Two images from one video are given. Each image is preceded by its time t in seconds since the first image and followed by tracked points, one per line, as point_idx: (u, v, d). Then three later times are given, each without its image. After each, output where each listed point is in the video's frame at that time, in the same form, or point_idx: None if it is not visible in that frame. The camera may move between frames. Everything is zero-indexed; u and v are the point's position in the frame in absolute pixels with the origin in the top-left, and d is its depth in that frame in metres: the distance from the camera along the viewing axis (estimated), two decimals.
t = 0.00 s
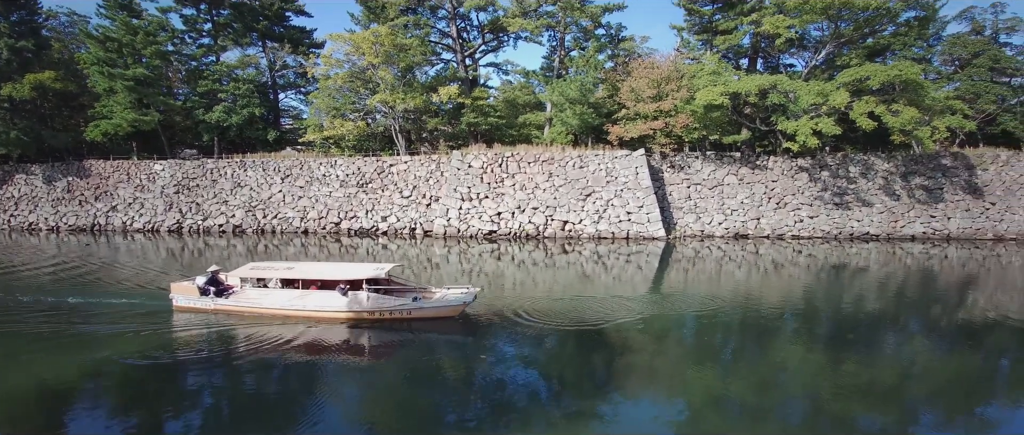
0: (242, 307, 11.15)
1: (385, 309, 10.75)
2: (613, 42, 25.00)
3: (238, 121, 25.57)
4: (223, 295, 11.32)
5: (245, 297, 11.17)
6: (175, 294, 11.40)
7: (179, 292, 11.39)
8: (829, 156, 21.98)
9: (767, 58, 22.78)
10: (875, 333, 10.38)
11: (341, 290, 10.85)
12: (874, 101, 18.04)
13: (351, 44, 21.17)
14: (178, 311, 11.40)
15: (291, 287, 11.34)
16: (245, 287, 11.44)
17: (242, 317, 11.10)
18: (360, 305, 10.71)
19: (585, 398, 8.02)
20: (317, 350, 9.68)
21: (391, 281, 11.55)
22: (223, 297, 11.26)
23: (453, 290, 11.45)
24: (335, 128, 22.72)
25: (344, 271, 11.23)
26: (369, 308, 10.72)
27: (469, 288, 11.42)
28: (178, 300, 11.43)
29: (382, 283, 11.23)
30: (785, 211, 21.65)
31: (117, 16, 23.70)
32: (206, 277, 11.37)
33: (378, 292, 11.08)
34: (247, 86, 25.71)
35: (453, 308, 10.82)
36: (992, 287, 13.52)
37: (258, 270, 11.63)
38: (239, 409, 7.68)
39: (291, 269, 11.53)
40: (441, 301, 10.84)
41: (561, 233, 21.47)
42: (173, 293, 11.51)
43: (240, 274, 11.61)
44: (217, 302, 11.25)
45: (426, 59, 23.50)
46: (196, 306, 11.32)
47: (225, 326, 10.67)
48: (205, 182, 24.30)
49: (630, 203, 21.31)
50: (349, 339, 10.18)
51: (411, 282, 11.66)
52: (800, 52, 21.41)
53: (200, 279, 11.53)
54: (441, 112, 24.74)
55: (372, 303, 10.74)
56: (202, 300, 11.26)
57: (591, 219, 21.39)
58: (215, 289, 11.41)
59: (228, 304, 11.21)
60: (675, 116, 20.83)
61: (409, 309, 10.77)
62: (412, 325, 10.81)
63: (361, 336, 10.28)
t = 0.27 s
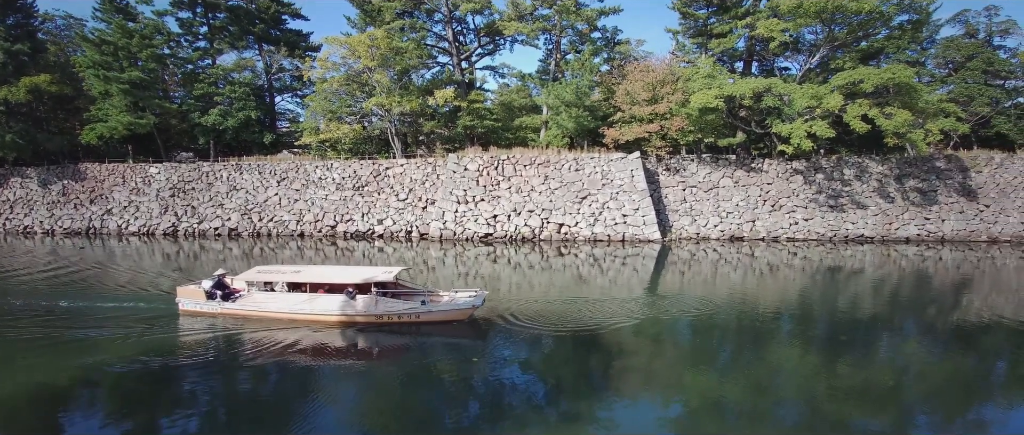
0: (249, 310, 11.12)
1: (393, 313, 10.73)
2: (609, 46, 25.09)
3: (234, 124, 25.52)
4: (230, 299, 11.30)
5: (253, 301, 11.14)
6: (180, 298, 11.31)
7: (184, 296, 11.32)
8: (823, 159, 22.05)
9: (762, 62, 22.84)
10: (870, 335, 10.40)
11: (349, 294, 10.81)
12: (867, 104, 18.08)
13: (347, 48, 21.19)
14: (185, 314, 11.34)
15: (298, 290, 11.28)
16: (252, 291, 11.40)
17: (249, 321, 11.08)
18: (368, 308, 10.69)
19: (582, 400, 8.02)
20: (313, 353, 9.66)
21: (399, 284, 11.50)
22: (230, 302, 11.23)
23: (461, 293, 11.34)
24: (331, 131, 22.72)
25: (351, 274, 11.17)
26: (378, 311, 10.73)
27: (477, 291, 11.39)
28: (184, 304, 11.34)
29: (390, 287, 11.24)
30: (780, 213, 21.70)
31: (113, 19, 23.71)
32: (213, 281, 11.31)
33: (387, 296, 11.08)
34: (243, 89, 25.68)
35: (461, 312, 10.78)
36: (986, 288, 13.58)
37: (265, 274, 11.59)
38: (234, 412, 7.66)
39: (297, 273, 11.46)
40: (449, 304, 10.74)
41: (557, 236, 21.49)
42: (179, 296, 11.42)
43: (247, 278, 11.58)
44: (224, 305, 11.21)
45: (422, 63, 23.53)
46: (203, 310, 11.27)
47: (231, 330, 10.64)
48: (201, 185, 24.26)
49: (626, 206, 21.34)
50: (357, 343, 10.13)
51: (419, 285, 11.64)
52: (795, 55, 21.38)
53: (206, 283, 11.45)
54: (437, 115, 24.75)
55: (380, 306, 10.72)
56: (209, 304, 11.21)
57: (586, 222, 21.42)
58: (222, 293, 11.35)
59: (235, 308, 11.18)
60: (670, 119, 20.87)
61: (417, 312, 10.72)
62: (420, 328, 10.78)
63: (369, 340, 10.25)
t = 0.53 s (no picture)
0: (256, 312, 11.07)
1: (402, 314, 10.66)
2: (607, 47, 25.14)
3: (233, 125, 25.51)
4: (238, 301, 11.27)
5: (260, 302, 11.08)
6: (187, 299, 11.30)
7: (192, 297, 11.30)
8: (821, 160, 22.07)
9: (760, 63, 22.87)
10: (869, 336, 10.39)
11: (357, 295, 10.75)
12: (864, 105, 18.08)
13: (345, 49, 21.21)
14: (191, 316, 11.33)
15: (306, 292, 11.22)
16: (260, 292, 11.34)
17: (257, 322, 11.03)
18: (376, 310, 10.64)
19: (580, 402, 8.01)
20: (311, 354, 9.65)
21: (407, 285, 11.41)
22: (237, 303, 11.21)
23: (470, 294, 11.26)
24: (329, 132, 22.73)
25: (359, 275, 11.09)
26: (387, 313, 10.68)
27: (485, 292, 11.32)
28: (191, 305, 11.34)
29: (398, 288, 11.16)
30: (777, 215, 21.71)
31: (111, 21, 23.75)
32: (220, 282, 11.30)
33: (395, 297, 11.01)
34: (241, 90, 25.69)
35: (470, 313, 10.71)
36: (983, 289, 13.58)
37: (272, 275, 11.50)
38: (232, 414, 7.65)
39: (305, 274, 11.39)
40: (458, 306, 10.68)
41: (555, 237, 21.48)
42: (186, 298, 11.42)
43: (254, 279, 11.50)
44: (232, 307, 11.18)
45: (420, 64, 23.55)
46: (211, 312, 11.25)
47: (238, 331, 10.60)
48: (199, 186, 24.24)
49: (624, 207, 21.35)
50: (365, 345, 10.09)
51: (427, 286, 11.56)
52: (792, 57, 21.30)
53: (213, 284, 11.45)
54: (435, 116, 24.74)
55: (389, 308, 10.67)
56: (216, 305, 11.19)
57: (584, 223, 21.42)
58: (229, 294, 11.33)
59: (241, 310, 11.14)
60: (668, 120, 20.81)
61: (426, 314, 10.65)
62: (429, 330, 10.73)
63: (378, 342, 10.20)
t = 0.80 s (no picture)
0: (263, 314, 11.04)
1: (410, 316, 10.62)
2: (605, 49, 25.18)
3: (230, 126, 25.50)
4: (245, 302, 11.24)
5: (268, 304, 11.06)
6: (194, 301, 11.28)
7: (198, 299, 11.28)
8: (818, 161, 22.10)
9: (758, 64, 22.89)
10: (867, 337, 10.39)
11: (366, 297, 10.71)
12: (861, 106, 18.05)
13: (343, 51, 21.20)
14: (198, 318, 11.31)
15: (313, 293, 11.17)
16: (267, 294, 11.30)
17: (264, 324, 11.00)
18: (384, 312, 10.60)
19: (578, 403, 8.00)
20: (308, 356, 9.65)
21: (414, 286, 11.37)
22: (244, 305, 11.18)
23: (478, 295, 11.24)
24: (327, 134, 22.72)
25: (366, 277, 11.05)
26: (395, 314, 10.63)
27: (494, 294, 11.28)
28: (197, 307, 11.32)
29: (405, 289, 11.12)
30: (775, 216, 21.73)
31: (109, 22, 23.74)
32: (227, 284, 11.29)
33: (402, 299, 10.97)
34: (239, 92, 25.68)
35: (478, 314, 10.67)
36: (979, 290, 13.60)
37: (279, 276, 11.45)
38: (229, 415, 7.64)
39: (312, 276, 11.34)
40: (467, 307, 10.65)
41: (552, 238, 21.50)
42: (193, 300, 11.41)
43: (262, 280, 11.42)
44: (238, 308, 11.16)
45: (418, 65, 23.55)
46: (217, 314, 11.22)
47: (245, 334, 10.58)
48: (196, 187, 24.22)
49: (621, 208, 21.36)
50: (372, 347, 10.04)
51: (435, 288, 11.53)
52: (790, 58, 21.34)
53: (220, 286, 11.43)
54: (432, 117, 24.73)
55: (397, 310, 10.63)
56: (222, 307, 11.17)
57: (582, 224, 21.43)
58: (236, 296, 11.31)
59: (248, 311, 11.11)
60: (665, 121, 20.99)
61: (435, 315, 10.62)
62: (438, 331, 10.69)
63: (387, 344, 10.16)
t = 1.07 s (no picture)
0: (271, 316, 11.01)
1: (419, 318, 10.62)
2: (602, 51, 25.25)
3: (227, 128, 25.48)
4: (252, 304, 11.22)
5: (275, 306, 11.03)
6: (201, 304, 11.30)
7: (205, 301, 11.29)
8: (814, 163, 22.14)
9: (754, 66, 22.93)
10: (864, 339, 10.39)
11: (375, 299, 10.72)
12: (856, 108, 18.11)
13: (340, 52, 21.22)
14: (205, 320, 11.31)
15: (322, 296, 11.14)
16: (274, 297, 11.25)
17: (272, 327, 10.98)
18: (394, 314, 10.59)
19: (575, 405, 7.99)
20: (305, 358, 9.63)
21: (422, 288, 11.37)
22: (251, 307, 11.16)
23: (486, 297, 11.27)
24: (324, 136, 22.73)
25: (375, 279, 11.03)
26: (404, 317, 10.63)
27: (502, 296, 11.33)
28: (205, 309, 11.33)
29: (414, 291, 11.11)
30: (771, 217, 21.76)
31: (106, 24, 23.76)
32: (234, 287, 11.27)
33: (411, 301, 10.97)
34: (236, 93, 25.69)
35: (488, 317, 10.70)
36: (975, 292, 13.61)
37: (286, 278, 11.36)
38: (225, 417, 7.63)
39: (320, 278, 11.30)
40: (476, 310, 10.68)
41: (549, 240, 21.50)
42: (200, 302, 11.41)
43: (269, 282, 11.29)
44: (246, 311, 11.15)
45: (415, 68, 23.57)
46: (225, 316, 11.22)
47: (252, 336, 10.57)
48: (193, 189, 24.20)
49: (618, 210, 21.37)
50: (381, 349, 10.02)
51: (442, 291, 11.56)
52: (786, 60, 21.43)
53: (227, 289, 11.41)
54: (429, 119, 24.74)
55: (406, 312, 10.63)
56: (230, 309, 11.17)
57: (578, 226, 21.43)
58: (244, 299, 11.29)
59: (256, 314, 11.11)
60: (662, 123, 21.11)
61: (444, 318, 10.63)
62: (447, 334, 10.68)
63: (395, 346, 10.15)
